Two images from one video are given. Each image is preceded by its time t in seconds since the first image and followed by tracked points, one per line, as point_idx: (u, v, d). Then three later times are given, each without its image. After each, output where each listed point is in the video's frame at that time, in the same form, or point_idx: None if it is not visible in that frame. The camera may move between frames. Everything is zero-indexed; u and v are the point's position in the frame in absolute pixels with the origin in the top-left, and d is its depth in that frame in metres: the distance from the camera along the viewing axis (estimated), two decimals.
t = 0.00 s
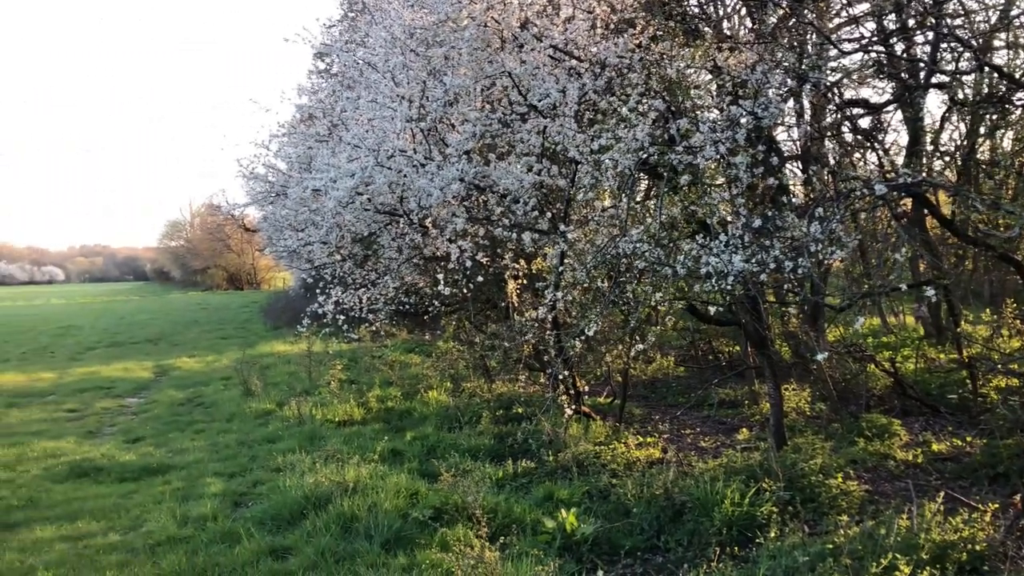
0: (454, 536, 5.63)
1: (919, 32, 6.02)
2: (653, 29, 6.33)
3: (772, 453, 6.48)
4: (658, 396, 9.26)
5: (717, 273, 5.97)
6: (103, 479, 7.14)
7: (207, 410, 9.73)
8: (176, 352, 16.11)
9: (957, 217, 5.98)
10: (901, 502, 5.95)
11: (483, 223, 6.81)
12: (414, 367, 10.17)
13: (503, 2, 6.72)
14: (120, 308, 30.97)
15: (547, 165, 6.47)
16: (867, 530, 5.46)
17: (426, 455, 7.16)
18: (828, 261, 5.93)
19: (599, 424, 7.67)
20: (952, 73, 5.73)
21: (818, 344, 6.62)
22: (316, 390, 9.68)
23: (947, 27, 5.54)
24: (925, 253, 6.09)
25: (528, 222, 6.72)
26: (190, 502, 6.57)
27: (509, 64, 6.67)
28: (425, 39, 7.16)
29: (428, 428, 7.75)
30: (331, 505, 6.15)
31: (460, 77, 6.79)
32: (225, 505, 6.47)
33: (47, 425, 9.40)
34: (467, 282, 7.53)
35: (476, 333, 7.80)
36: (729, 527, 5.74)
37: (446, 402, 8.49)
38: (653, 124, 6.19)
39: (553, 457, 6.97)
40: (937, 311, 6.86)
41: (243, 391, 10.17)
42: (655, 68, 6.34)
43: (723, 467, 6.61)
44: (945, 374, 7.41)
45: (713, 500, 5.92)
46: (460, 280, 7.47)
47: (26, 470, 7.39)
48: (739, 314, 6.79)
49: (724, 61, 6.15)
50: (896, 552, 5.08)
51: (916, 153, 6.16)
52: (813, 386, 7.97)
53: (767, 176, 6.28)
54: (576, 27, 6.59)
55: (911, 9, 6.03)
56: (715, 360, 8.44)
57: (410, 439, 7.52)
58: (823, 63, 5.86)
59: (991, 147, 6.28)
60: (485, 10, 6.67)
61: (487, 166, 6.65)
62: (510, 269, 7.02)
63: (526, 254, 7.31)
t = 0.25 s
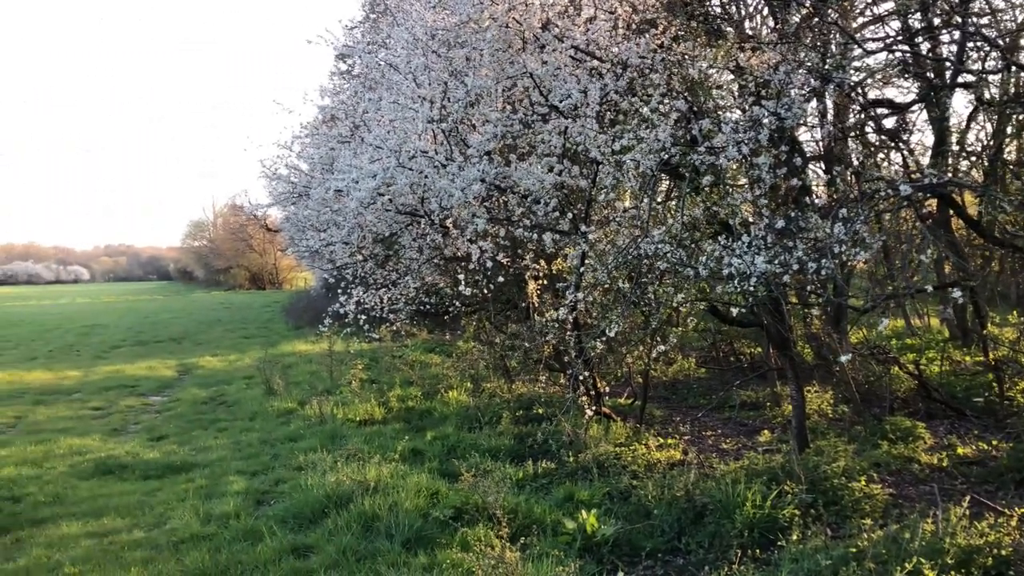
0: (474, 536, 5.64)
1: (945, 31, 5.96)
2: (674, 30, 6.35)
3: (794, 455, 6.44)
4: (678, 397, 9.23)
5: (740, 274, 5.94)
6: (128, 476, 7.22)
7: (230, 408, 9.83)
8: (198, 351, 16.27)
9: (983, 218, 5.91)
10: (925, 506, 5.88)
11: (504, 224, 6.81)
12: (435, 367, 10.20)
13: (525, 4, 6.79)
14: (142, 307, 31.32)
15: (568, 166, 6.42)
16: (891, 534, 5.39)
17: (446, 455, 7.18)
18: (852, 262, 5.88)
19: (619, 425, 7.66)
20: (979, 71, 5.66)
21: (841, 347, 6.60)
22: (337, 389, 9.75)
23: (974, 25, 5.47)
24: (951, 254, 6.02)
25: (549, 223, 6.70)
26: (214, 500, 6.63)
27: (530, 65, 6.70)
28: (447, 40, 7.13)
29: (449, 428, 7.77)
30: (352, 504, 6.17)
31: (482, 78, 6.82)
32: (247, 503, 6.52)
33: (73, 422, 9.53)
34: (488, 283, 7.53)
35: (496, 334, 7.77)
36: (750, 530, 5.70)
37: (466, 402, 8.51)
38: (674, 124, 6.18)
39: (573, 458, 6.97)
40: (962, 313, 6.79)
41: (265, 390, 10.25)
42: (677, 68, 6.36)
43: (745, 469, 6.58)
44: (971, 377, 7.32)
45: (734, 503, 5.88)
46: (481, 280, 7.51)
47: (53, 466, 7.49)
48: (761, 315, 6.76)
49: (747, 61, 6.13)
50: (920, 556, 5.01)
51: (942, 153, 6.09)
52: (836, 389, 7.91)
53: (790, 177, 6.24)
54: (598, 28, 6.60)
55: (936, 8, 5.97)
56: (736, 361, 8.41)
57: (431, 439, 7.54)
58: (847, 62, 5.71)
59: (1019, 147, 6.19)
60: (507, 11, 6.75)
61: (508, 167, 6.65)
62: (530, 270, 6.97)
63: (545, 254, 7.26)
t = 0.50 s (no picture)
0: (497, 537, 5.63)
1: (973, 30, 5.88)
2: (697, 30, 6.34)
3: (818, 458, 6.39)
4: (702, 399, 9.21)
5: (764, 276, 5.90)
6: (154, 475, 7.30)
7: (254, 408, 9.92)
8: (221, 351, 16.44)
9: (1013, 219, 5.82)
10: (953, 511, 5.80)
11: (526, 225, 6.81)
12: (457, 368, 10.22)
13: (548, 6, 6.75)
14: (165, 307, 31.69)
15: (591, 167, 6.43)
16: (918, 539, 5.31)
17: (469, 456, 7.20)
18: (878, 264, 5.83)
19: (642, 427, 7.63)
20: (1008, 71, 5.58)
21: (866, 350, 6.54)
22: (359, 390, 9.81)
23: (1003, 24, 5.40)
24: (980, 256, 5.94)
25: (571, 224, 6.68)
26: (239, 499, 6.69)
27: (553, 66, 6.67)
28: (470, 42, 7.19)
29: (470, 429, 7.79)
30: (375, 504, 6.20)
31: (504, 80, 6.84)
32: (271, 503, 6.57)
33: (100, 421, 9.66)
34: (510, 284, 7.52)
35: (517, 336, 7.75)
36: (774, 533, 5.65)
37: (488, 404, 8.52)
38: (698, 125, 6.17)
39: (596, 460, 6.95)
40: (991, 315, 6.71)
41: (289, 390, 10.34)
42: (700, 68, 6.32)
43: (769, 472, 6.54)
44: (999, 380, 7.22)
45: (758, 506, 5.84)
46: (504, 281, 7.48)
47: (81, 465, 7.60)
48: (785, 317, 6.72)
49: (772, 62, 6.07)
50: (948, 561, 4.92)
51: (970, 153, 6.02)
52: (861, 392, 7.84)
53: (816, 178, 6.18)
54: (621, 29, 6.54)
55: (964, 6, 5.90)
56: (759, 364, 8.38)
57: (453, 440, 7.56)
58: (874, 62, 5.66)
59: None
60: (530, 13, 6.67)
61: (531, 168, 6.65)
62: (552, 271, 6.96)
63: (568, 256, 7.24)
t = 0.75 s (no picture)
0: (521, 541, 5.62)
1: (1003, 31, 5.81)
2: (721, 33, 6.30)
3: (845, 464, 6.34)
4: (726, 403, 9.19)
5: (791, 280, 5.87)
6: (180, 475, 7.38)
7: (278, 410, 10.02)
8: (245, 353, 16.60)
9: None
10: (983, 518, 5.71)
11: (549, 228, 6.77)
12: (480, 370, 10.25)
13: (572, 9, 6.77)
14: (189, 309, 32.06)
15: (615, 170, 6.43)
16: (947, 546, 5.22)
17: (491, 459, 7.21)
18: (906, 267, 5.77)
19: (665, 431, 7.62)
20: None
21: (893, 354, 6.47)
22: (382, 392, 9.86)
23: None
24: (1011, 259, 5.88)
25: (595, 227, 6.66)
26: (264, 500, 6.73)
27: (576, 69, 6.69)
28: (493, 45, 7.20)
29: (493, 432, 7.80)
30: (398, 506, 6.21)
31: (528, 83, 6.84)
32: (296, 504, 6.61)
33: (127, 421, 9.78)
34: (533, 287, 7.50)
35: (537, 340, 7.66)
36: (800, 539, 5.59)
37: (510, 406, 8.54)
38: (723, 127, 6.11)
39: (619, 464, 6.93)
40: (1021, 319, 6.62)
41: (313, 392, 10.42)
42: (724, 71, 6.24)
43: (794, 478, 6.49)
44: None
45: (784, 511, 5.78)
46: (527, 284, 7.42)
47: (109, 465, 7.70)
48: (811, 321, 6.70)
49: (797, 64, 6.07)
50: (979, 569, 4.83)
51: (1000, 156, 5.96)
52: (888, 397, 7.77)
53: (843, 181, 6.15)
54: (645, 32, 6.58)
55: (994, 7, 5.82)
56: (784, 368, 8.35)
57: (476, 443, 7.58)
58: (902, 63, 5.63)
59: None
60: (554, 16, 6.72)
61: (554, 171, 6.66)
62: (575, 275, 6.93)
63: (591, 259, 7.21)
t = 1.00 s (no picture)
0: (545, 548, 5.58)
1: None
2: (747, 39, 6.31)
3: (873, 473, 6.27)
4: (752, 411, 9.17)
5: (818, 288, 5.84)
6: (206, 479, 7.44)
7: (303, 415, 10.09)
8: (268, 358, 16.74)
9: None
10: (1016, 530, 5.60)
11: (574, 234, 6.77)
12: (503, 376, 10.27)
13: (597, 15, 6.70)
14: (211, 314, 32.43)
15: (639, 176, 6.44)
16: (978, 558, 5.12)
17: (515, 465, 7.20)
18: (936, 275, 5.70)
19: (690, 439, 7.58)
20: None
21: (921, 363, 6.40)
22: (406, 397, 9.91)
23: None
24: None
25: (619, 233, 6.67)
26: (288, 504, 6.77)
27: (602, 75, 6.67)
28: (519, 52, 7.28)
29: (516, 438, 7.81)
30: (423, 511, 6.20)
31: (553, 89, 6.86)
32: (320, 508, 6.63)
33: (153, 425, 9.90)
34: (556, 293, 7.48)
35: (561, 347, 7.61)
36: (827, 549, 5.50)
37: (534, 413, 8.54)
38: (749, 133, 6.09)
39: (643, 472, 6.90)
40: None
41: (337, 397, 10.49)
42: (750, 77, 6.23)
43: (821, 487, 6.44)
44: None
45: (811, 521, 5.71)
46: (551, 290, 7.39)
47: (137, 468, 7.78)
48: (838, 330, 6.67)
49: (824, 70, 6.02)
50: None
51: None
52: (916, 406, 7.70)
53: (870, 188, 6.13)
54: (671, 38, 6.56)
55: None
56: (810, 376, 8.33)
57: (499, 449, 7.58)
58: (932, 69, 5.43)
59: None
60: (579, 22, 6.69)
61: (579, 177, 6.62)
62: (599, 281, 7.00)
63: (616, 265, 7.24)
